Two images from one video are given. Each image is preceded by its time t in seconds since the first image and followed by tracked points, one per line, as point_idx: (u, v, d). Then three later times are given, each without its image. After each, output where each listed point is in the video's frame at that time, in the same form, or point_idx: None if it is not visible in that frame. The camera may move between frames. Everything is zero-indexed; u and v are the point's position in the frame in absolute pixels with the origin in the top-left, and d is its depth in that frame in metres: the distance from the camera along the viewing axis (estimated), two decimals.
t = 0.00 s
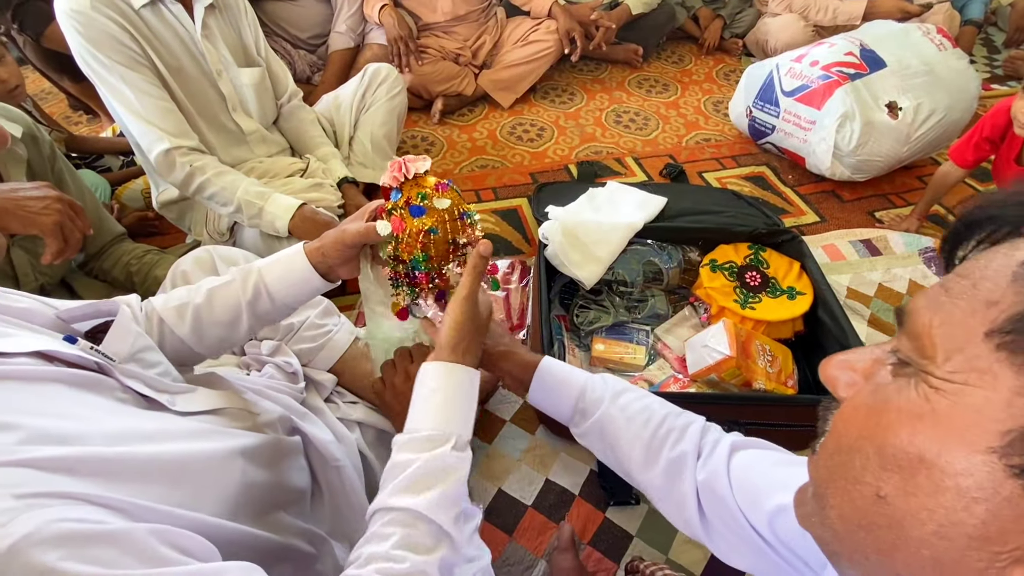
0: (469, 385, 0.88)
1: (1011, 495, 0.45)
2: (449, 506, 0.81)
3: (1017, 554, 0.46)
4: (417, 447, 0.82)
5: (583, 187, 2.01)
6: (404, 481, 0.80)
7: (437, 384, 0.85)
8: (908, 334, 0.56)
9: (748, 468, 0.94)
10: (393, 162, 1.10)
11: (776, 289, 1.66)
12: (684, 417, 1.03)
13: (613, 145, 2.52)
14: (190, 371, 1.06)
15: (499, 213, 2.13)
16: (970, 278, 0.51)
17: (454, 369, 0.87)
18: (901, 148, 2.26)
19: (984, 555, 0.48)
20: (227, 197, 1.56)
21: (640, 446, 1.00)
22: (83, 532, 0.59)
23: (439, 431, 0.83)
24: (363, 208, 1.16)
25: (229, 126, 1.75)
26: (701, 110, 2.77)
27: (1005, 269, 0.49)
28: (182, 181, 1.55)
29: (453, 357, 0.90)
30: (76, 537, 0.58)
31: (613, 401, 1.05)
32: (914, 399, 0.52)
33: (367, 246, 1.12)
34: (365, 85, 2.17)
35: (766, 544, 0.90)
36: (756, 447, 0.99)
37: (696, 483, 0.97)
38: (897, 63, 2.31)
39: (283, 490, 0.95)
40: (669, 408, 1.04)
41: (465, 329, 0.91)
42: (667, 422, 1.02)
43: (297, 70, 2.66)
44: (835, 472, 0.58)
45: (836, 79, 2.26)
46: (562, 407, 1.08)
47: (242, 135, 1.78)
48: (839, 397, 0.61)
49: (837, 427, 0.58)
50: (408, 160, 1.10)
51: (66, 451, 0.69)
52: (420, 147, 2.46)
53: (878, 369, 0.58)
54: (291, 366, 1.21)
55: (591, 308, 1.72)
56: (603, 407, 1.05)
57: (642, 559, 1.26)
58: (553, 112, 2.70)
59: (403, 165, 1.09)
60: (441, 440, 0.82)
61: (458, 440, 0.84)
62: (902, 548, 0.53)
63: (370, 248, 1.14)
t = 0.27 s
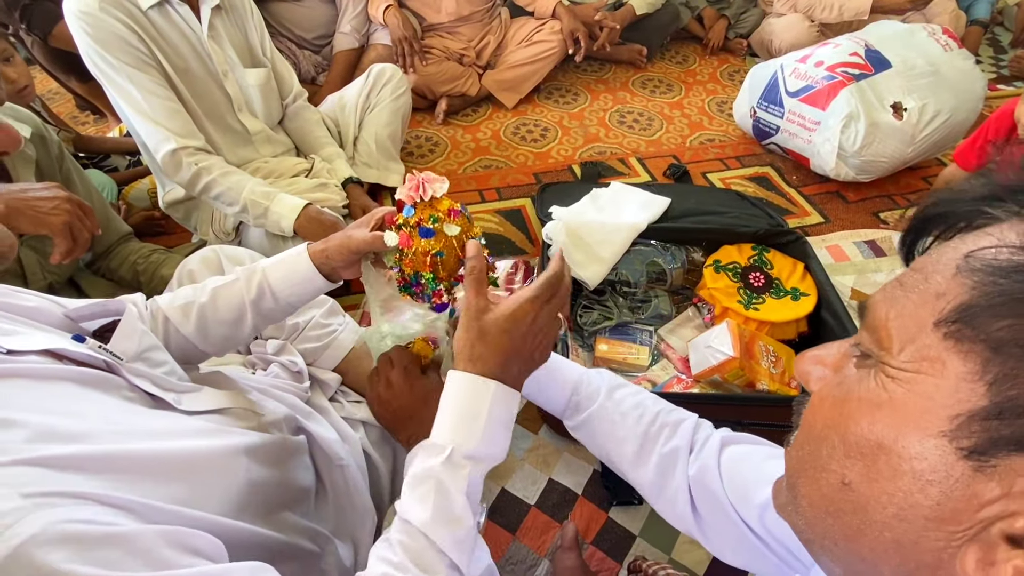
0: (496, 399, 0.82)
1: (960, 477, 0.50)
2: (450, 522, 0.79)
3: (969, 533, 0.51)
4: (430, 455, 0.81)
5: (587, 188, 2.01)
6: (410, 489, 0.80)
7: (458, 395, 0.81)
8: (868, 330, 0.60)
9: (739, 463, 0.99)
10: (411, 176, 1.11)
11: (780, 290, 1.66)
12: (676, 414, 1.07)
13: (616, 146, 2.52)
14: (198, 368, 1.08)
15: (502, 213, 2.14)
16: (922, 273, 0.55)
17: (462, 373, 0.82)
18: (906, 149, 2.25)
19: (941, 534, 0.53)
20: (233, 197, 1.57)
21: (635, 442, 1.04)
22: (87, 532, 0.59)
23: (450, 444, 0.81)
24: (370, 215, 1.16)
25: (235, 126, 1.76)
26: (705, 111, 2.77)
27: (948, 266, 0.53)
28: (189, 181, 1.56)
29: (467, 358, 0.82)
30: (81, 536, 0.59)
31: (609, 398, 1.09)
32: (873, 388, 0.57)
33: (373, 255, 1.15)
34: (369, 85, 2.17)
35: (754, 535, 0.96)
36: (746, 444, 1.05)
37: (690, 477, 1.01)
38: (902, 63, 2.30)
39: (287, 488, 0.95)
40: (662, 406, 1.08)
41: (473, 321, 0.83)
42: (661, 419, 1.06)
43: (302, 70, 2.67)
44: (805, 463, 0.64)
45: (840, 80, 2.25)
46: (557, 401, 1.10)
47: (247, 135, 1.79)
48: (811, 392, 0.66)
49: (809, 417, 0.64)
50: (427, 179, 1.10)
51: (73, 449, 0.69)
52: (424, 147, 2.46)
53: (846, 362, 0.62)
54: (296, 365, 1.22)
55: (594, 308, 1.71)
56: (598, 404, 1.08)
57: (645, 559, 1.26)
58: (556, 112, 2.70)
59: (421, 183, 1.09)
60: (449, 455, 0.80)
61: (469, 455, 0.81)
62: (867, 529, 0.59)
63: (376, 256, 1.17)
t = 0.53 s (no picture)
0: (485, 373, 0.87)
1: (953, 471, 0.50)
2: (450, 500, 0.81)
3: (963, 526, 0.51)
4: (427, 438, 0.84)
5: (590, 188, 2.01)
6: (409, 471, 0.82)
7: (449, 374, 0.86)
8: (865, 329, 0.61)
9: (740, 464, 0.99)
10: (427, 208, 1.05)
11: (783, 291, 1.66)
12: (678, 415, 1.08)
13: (620, 147, 2.52)
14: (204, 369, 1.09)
15: (505, 214, 2.14)
16: (919, 273, 0.56)
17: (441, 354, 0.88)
18: (910, 150, 2.25)
19: (934, 527, 0.53)
20: (238, 198, 1.58)
21: (636, 443, 1.05)
22: (90, 529, 0.60)
23: (445, 422, 0.85)
24: (381, 233, 1.16)
25: (240, 127, 1.77)
26: (708, 112, 2.77)
27: (944, 266, 0.53)
28: (194, 181, 1.57)
29: (446, 341, 0.89)
30: (83, 532, 0.59)
31: (611, 400, 1.10)
32: (870, 385, 0.57)
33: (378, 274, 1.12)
34: (373, 86, 2.18)
35: (757, 536, 0.96)
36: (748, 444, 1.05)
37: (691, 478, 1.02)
38: (907, 65, 2.30)
39: (290, 487, 0.96)
40: (663, 407, 1.09)
41: (435, 310, 0.91)
42: (662, 419, 1.07)
43: (306, 71, 2.68)
44: (802, 460, 0.65)
45: (844, 81, 2.25)
46: (560, 403, 1.12)
47: (252, 136, 1.80)
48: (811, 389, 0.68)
49: (808, 416, 0.65)
50: (444, 216, 1.04)
51: (75, 447, 0.70)
52: (427, 148, 2.47)
53: (845, 361, 0.64)
54: (300, 365, 1.22)
55: (597, 309, 1.73)
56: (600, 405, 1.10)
57: (647, 560, 1.27)
58: (560, 113, 2.70)
59: (438, 219, 1.03)
60: (445, 431, 0.84)
61: (465, 431, 0.85)
62: (864, 524, 0.59)
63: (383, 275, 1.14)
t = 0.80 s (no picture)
0: (489, 374, 0.88)
1: (966, 465, 0.50)
2: (455, 496, 0.81)
3: (973, 519, 0.51)
4: (432, 436, 0.85)
5: (593, 189, 2.01)
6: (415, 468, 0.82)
7: (453, 374, 0.87)
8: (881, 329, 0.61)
9: (730, 458, 1.00)
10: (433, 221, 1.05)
11: (786, 292, 1.66)
12: (671, 409, 1.09)
13: (623, 147, 2.52)
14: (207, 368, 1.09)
15: (508, 214, 2.14)
16: (934, 271, 0.56)
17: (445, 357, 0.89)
18: (915, 151, 2.24)
19: (946, 521, 0.53)
20: (242, 197, 1.59)
21: (627, 438, 1.08)
22: (102, 522, 0.60)
23: (450, 421, 0.85)
24: (384, 237, 1.17)
25: (244, 128, 1.78)
26: (712, 112, 2.77)
27: (960, 263, 0.54)
28: (198, 181, 1.58)
29: (451, 345, 0.89)
30: (94, 525, 0.59)
31: (604, 395, 1.13)
32: (882, 380, 0.57)
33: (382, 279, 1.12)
34: (377, 86, 2.19)
35: (752, 529, 0.97)
36: (742, 438, 1.05)
37: (683, 472, 1.03)
38: (912, 65, 2.30)
39: (294, 485, 0.96)
40: (655, 401, 1.11)
41: (438, 315, 0.93)
42: (653, 414, 1.08)
43: (310, 71, 2.69)
44: (813, 454, 0.64)
45: (849, 82, 2.25)
46: (556, 398, 1.17)
47: (256, 136, 1.80)
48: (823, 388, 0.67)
49: (818, 408, 0.64)
50: (450, 230, 1.04)
51: (84, 441, 0.70)
52: (431, 148, 2.47)
53: (856, 357, 0.64)
54: (303, 364, 1.23)
55: (600, 309, 1.73)
56: (593, 401, 1.13)
57: (649, 560, 1.27)
58: (563, 113, 2.70)
59: (443, 234, 1.03)
60: (452, 430, 0.85)
61: (470, 431, 0.86)
62: (874, 518, 0.58)
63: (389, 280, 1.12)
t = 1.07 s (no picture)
0: (497, 381, 0.88)
1: (961, 458, 0.50)
2: (461, 503, 0.81)
3: (968, 512, 0.50)
4: (439, 442, 0.84)
5: (596, 189, 2.01)
6: (421, 474, 0.82)
7: (460, 380, 0.86)
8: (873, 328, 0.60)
9: (726, 451, 1.02)
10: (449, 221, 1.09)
11: (789, 293, 1.65)
12: (667, 402, 1.10)
13: (626, 147, 2.52)
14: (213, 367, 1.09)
15: (511, 214, 2.14)
16: (930, 267, 0.56)
17: (456, 362, 0.89)
18: (919, 152, 2.23)
19: (941, 514, 0.52)
20: (246, 197, 1.59)
21: (625, 428, 1.08)
22: (103, 523, 0.60)
23: (457, 427, 0.85)
24: (386, 231, 1.20)
25: (247, 127, 1.78)
26: (715, 112, 2.76)
27: (955, 259, 0.54)
28: (202, 180, 1.58)
29: (460, 351, 0.89)
30: (96, 524, 0.59)
31: (601, 385, 1.13)
32: (879, 376, 0.57)
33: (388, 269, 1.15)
34: (380, 86, 2.19)
35: (748, 521, 0.99)
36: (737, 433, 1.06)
37: (680, 464, 1.04)
38: (916, 65, 2.29)
39: (297, 484, 0.96)
40: (652, 394, 1.12)
41: (450, 319, 0.93)
42: (651, 406, 1.09)
43: (313, 71, 2.70)
44: (814, 444, 0.63)
45: (852, 82, 2.24)
46: (552, 388, 1.16)
47: (259, 136, 1.81)
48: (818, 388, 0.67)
49: (813, 409, 0.64)
50: (464, 231, 1.08)
51: (87, 440, 0.70)
52: (433, 148, 2.47)
53: (852, 357, 0.64)
54: (306, 364, 1.23)
55: (602, 309, 1.72)
56: (590, 392, 1.13)
57: (650, 560, 1.26)
58: (565, 113, 2.70)
59: (458, 233, 1.07)
60: (459, 436, 0.84)
61: (477, 437, 0.85)
62: (870, 511, 0.58)
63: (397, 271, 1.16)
